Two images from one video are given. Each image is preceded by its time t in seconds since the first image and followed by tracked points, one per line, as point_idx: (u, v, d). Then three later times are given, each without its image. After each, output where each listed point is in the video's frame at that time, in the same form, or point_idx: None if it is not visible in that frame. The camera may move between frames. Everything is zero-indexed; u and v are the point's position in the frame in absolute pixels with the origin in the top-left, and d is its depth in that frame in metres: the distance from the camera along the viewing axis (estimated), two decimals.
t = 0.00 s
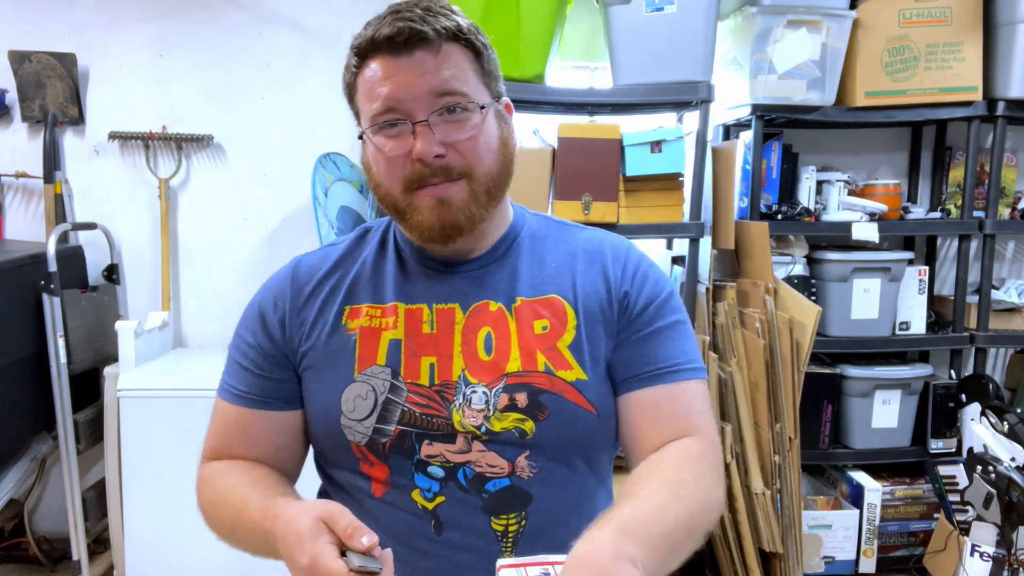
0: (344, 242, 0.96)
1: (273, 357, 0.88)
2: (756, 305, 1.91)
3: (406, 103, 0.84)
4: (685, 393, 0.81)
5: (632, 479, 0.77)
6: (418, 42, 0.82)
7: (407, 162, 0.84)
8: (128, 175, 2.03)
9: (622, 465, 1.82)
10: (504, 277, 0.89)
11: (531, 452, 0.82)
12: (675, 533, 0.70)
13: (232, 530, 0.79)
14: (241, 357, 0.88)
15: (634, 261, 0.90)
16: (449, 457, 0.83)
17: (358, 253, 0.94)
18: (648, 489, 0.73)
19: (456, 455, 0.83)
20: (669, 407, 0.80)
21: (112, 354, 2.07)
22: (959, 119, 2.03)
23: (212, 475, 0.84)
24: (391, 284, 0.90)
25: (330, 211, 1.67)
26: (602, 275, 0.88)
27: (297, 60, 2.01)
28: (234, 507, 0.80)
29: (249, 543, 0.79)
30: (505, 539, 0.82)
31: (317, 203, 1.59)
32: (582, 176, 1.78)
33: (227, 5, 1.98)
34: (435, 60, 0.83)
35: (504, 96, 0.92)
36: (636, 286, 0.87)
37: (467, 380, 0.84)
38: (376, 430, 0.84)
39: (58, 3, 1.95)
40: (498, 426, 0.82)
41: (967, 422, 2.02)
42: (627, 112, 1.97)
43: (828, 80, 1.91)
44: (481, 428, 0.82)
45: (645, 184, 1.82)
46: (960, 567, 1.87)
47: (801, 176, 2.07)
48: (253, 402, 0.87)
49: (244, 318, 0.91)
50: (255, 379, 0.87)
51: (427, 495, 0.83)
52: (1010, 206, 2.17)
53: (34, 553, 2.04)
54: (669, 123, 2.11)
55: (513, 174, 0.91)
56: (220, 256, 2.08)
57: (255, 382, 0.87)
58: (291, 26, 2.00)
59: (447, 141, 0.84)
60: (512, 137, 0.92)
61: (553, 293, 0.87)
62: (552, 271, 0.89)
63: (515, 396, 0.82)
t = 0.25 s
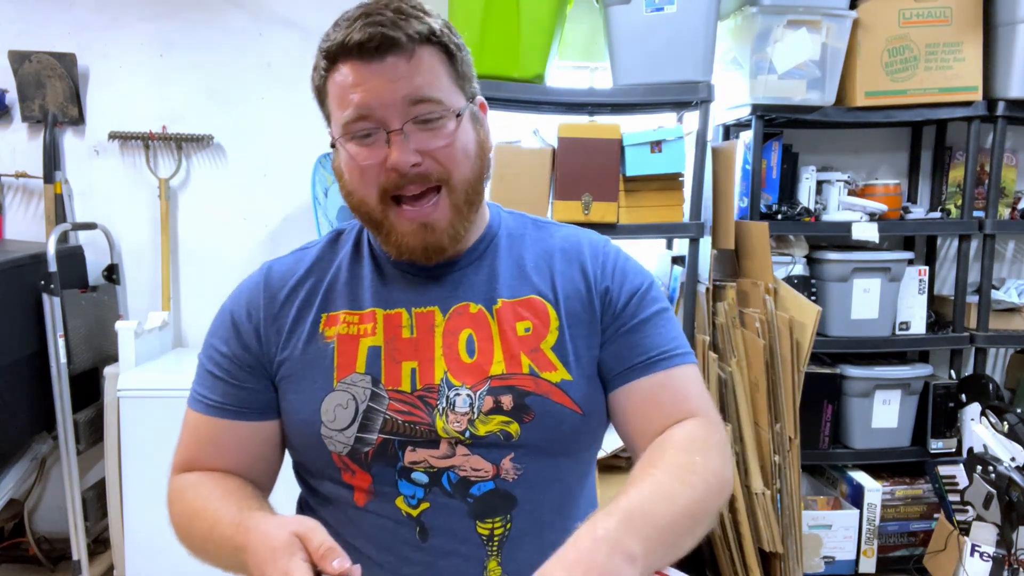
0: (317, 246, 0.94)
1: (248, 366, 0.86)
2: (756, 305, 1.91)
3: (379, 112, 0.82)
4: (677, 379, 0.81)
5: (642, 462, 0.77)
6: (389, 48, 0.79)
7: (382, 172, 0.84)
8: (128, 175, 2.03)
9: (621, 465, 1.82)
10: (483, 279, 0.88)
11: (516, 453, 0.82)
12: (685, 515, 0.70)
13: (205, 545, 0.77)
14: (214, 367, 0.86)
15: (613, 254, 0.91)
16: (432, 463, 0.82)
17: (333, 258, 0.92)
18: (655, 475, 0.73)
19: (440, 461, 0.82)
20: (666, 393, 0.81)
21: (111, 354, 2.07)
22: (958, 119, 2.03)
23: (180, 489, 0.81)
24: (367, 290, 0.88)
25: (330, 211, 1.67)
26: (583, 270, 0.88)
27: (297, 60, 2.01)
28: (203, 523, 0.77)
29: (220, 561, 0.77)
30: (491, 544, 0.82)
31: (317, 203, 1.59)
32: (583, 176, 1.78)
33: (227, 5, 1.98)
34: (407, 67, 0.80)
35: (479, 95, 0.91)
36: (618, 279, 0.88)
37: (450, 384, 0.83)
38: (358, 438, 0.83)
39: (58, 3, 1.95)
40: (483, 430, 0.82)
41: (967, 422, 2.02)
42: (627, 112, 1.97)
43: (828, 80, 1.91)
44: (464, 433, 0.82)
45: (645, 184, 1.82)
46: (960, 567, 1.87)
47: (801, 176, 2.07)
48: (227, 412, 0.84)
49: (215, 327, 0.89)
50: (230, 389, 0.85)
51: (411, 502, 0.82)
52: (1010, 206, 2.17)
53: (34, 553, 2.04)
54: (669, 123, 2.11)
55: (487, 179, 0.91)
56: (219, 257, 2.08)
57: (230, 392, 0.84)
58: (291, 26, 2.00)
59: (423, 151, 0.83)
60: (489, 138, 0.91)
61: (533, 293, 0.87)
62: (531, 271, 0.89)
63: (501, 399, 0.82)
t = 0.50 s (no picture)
0: (305, 248, 0.93)
1: (239, 370, 0.84)
2: (756, 305, 1.91)
3: (345, 152, 0.79)
4: (664, 382, 0.83)
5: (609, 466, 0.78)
6: (352, 92, 0.75)
7: (352, 209, 0.82)
8: (128, 175, 2.03)
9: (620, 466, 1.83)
10: (472, 276, 0.88)
11: (511, 454, 0.82)
12: (642, 524, 0.71)
13: (190, 561, 0.74)
14: (202, 372, 0.84)
15: (601, 252, 0.91)
16: (428, 466, 0.82)
17: (322, 260, 0.91)
18: (619, 482, 0.74)
19: (436, 464, 0.82)
20: (651, 397, 0.82)
21: (111, 354, 2.07)
22: (958, 119, 2.03)
23: (168, 502, 0.79)
24: (358, 294, 0.87)
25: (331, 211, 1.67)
26: (572, 272, 0.88)
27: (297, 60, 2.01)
28: (192, 536, 0.75)
29: None
30: (488, 544, 0.82)
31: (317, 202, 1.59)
32: (583, 176, 1.78)
33: (227, 5, 1.98)
34: (372, 109, 0.77)
35: (456, 101, 0.88)
36: (607, 280, 0.88)
37: (443, 387, 0.83)
38: (353, 444, 0.83)
39: (58, 3, 1.95)
40: (478, 432, 0.82)
41: (967, 421, 2.02)
42: (628, 112, 1.97)
43: (828, 80, 1.90)
44: (460, 436, 0.82)
45: (645, 184, 1.82)
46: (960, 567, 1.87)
47: (801, 176, 2.07)
48: (217, 417, 0.83)
49: (200, 331, 0.87)
50: (220, 394, 0.83)
51: (407, 505, 0.82)
52: (1010, 206, 2.17)
53: (34, 553, 2.05)
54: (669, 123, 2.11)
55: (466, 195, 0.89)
56: (219, 257, 2.08)
57: (220, 397, 0.83)
58: (291, 26, 2.00)
59: (392, 189, 0.81)
60: (463, 154, 0.89)
61: (524, 292, 0.87)
62: (521, 269, 0.89)
63: (494, 400, 0.82)
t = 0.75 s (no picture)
0: (300, 248, 0.93)
1: (237, 369, 0.84)
2: (756, 305, 1.91)
3: (337, 156, 0.79)
4: (657, 383, 0.83)
5: (603, 470, 0.78)
6: (342, 95, 0.75)
7: (344, 212, 0.82)
8: (128, 175, 2.03)
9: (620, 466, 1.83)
10: (466, 276, 0.88)
11: (510, 454, 0.82)
12: (635, 527, 0.71)
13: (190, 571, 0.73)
14: (199, 372, 0.83)
15: (596, 249, 0.91)
16: (427, 468, 0.82)
17: (318, 259, 0.91)
18: (613, 486, 0.74)
19: (435, 466, 0.82)
20: (644, 399, 0.82)
21: (111, 354, 2.07)
22: (958, 119, 2.03)
23: (163, 509, 0.77)
24: (355, 295, 0.87)
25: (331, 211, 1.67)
26: (567, 270, 0.88)
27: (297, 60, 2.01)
28: (190, 545, 0.73)
29: None
30: (486, 545, 0.82)
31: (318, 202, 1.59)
32: (583, 176, 1.78)
33: (227, 5, 1.98)
34: (363, 112, 0.76)
35: (449, 103, 0.89)
36: (602, 278, 0.88)
37: (441, 390, 0.83)
38: (352, 448, 0.83)
39: (58, 3, 1.95)
40: (477, 434, 0.82)
41: (967, 421, 2.02)
42: (628, 112, 1.97)
43: (828, 80, 1.90)
44: (459, 438, 0.82)
45: (645, 184, 1.82)
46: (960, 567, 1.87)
47: (801, 176, 2.07)
48: (216, 417, 0.81)
49: (195, 330, 0.85)
50: (219, 393, 0.82)
51: (405, 507, 0.82)
52: (1010, 206, 2.17)
53: (34, 553, 2.05)
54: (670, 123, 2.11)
55: (459, 198, 0.90)
56: (219, 257, 2.08)
57: (219, 396, 0.82)
58: (291, 26, 2.00)
59: (384, 193, 0.81)
60: (456, 156, 0.89)
61: (520, 291, 0.87)
62: (517, 267, 0.89)
63: (493, 401, 0.83)
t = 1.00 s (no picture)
0: (305, 243, 0.93)
1: (241, 360, 0.83)
2: (756, 305, 1.91)
3: (349, 155, 0.79)
4: (660, 383, 0.83)
5: (604, 470, 0.78)
6: (357, 95, 0.75)
7: (353, 212, 0.82)
8: (128, 175, 2.03)
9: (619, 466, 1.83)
10: (471, 276, 0.88)
11: (513, 453, 0.82)
12: (637, 526, 0.71)
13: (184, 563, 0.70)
14: (202, 359, 0.82)
15: (602, 250, 0.92)
16: (431, 466, 0.82)
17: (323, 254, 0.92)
18: (613, 486, 0.74)
19: (439, 463, 0.82)
20: (647, 399, 0.83)
21: (112, 354, 2.07)
22: (958, 119, 2.03)
23: (158, 499, 0.74)
24: (361, 292, 0.88)
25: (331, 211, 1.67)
26: (573, 269, 0.89)
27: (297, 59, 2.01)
28: (188, 535, 0.71)
29: None
30: (489, 543, 0.83)
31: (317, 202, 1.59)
32: (583, 176, 1.78)
33: (227, 5, 1.98)
34: (378, 112, 0.76)
35: (460, 107, 0.89)
36: (608, 278, 0.88)
37: (447, 387, 0.83)
38: (357, 444, 0.82)
39: (58, 3, 1.95)
40: (482, 432, 0.82)
41: (967, 421, 2.02)
42: (628, 112, 1.97)
43: (828, 80, 1.91)
44: (464, 435, 0.82)
45: (645, 184, 1.82)
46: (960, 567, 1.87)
47: (801, 176, 2.07)
48: (220, 405, 0.80)
49: (198, 318, 0.85)
50: (223, 382, 0.81)
51: (409, 505, 0.82)
52: (1010, 206, 2.17)
53: (34, 554, 2.05)
54: (670, 123, 2.11)
55: (468, 203, 0.90)
56: (219, 257, 2.08)
57: (223, 385, 0.81)
58: (291, 26, 2.00)
59: (396, 193, 0.81)
60: (466, 159, 0.90)
61: (526, 290, 0.87)
62: (522, 266, 0.89)
63: (498, 399, 0.83)
